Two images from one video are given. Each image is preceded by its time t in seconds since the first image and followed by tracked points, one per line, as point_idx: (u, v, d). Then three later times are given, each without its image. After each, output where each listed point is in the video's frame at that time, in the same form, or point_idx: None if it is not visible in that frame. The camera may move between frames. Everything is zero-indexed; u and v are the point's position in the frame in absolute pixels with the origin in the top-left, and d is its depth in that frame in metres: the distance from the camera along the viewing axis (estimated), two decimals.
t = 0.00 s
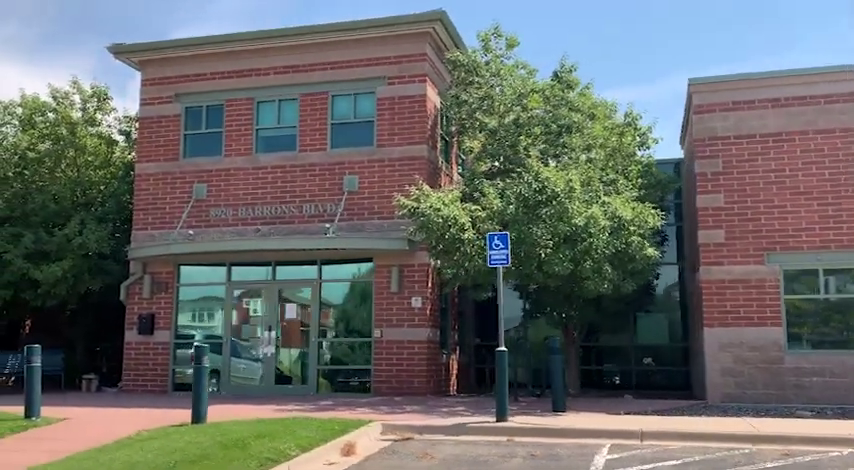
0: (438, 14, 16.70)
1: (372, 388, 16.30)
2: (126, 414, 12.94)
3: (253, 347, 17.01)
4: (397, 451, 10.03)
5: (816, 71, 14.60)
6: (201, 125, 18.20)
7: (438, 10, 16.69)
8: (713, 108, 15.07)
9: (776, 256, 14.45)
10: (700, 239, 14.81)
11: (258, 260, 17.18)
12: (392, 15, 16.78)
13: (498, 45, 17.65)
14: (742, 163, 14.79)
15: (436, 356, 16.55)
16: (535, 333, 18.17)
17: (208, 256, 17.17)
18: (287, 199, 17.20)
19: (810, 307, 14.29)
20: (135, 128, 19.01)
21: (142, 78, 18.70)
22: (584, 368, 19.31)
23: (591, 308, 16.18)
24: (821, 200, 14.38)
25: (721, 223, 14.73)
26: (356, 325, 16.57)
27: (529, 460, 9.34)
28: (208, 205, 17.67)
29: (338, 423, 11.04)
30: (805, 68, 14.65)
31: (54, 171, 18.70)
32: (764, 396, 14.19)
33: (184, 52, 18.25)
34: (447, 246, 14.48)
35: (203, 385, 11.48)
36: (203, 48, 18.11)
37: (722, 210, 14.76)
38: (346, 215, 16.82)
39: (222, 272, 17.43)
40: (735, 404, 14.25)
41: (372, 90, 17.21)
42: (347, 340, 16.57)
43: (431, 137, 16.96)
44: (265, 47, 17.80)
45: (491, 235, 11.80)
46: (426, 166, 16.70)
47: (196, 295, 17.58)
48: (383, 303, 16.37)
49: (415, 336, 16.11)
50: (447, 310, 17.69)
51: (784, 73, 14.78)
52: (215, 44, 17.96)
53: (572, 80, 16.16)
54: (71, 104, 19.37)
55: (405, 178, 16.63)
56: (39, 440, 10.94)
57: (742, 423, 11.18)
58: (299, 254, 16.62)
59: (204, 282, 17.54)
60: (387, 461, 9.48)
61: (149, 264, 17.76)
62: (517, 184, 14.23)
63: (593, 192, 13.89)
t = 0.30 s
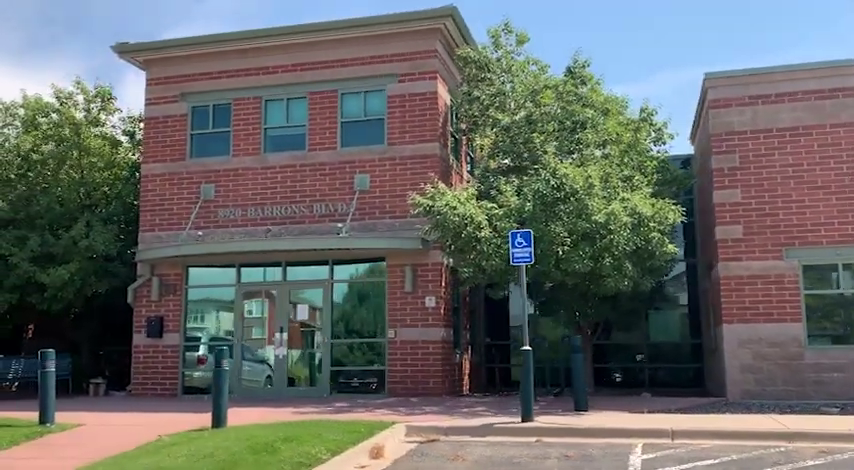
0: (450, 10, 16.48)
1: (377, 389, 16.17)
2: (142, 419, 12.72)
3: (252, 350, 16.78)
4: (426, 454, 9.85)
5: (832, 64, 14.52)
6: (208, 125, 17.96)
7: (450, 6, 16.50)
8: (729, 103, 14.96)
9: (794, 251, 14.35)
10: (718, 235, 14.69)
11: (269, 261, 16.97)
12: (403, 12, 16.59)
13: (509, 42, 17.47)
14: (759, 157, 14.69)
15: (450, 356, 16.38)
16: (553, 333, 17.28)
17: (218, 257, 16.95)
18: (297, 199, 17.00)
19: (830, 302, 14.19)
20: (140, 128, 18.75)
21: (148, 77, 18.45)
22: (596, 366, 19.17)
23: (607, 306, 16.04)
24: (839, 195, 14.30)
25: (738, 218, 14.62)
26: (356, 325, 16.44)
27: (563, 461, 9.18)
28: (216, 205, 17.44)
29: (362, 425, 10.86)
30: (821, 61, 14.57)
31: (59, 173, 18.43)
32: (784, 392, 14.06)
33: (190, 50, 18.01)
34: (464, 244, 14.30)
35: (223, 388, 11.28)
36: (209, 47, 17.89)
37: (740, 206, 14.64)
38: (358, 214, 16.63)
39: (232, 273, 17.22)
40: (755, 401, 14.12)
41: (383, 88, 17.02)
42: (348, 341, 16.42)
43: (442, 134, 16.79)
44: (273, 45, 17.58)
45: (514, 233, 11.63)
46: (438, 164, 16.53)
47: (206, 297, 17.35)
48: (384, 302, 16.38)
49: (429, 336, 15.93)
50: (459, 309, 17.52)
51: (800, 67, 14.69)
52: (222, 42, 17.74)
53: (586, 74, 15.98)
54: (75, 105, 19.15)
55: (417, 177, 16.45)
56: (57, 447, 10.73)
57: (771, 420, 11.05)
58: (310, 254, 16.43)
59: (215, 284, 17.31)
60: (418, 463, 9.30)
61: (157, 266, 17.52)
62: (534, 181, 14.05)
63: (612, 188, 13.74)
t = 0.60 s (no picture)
0: (459, 8, 16.33)
1: (375, 391, 16.10)
2: (152, 422, 12.45)
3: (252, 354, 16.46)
4: (450, 456, 9.66)
5: (846, 61, 14.45)
6: (212, 124, 17.69)
7: (460, 3, 16.33)
8: (742, 100, 14.84)
9: (810, 250, 14.25)
10: (733, 233, 14.57)
11: (276, 261, 16.74)
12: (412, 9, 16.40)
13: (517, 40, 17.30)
14: (774, 155, 14.58)
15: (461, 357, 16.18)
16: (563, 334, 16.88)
17: (223, 258, 16.70)
18: (304, 198, 16.79)
19: (846, 301, 14.08)
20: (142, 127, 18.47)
21: (150, 76, 18.17)
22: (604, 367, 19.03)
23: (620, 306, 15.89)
24: None
25: (753, 217, 14.50)
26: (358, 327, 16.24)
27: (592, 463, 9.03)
28: (221, 205, 17.19)
29: (382, 427, 10.64)
30: (836, 58, 14.52)
31: (60, 173, 18.13)
32: (801, 392, 13.95)
33: (193, 48, 17.74)
34: (477, 244, 14.10)
35: (238, 391, 11.04)
36: (213, 45, 17.63)
37: (755, 204, 14.52)
38: (366, 214, 16.42)
39: (238, 274, 16.98)
40: (772, 401, 13.99)
41: (391, 86, 16.81)
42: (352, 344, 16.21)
43: (451, 132, 16.61)
44: (279, 43, 17.36)
45: (533, 231, 11.39)
46: (448, 162, 16.33)
47: (212, 298, 17.07)
48: (382, 304, 16.24)
49: (440, 337, 15.73)
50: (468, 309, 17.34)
51: (813, 64, 14.60)
52: (226, 40, 17.49)
53: (597, 72, 15.82)
54: (76, 105, 18.90)
55: (427, 176, 16.25)
56: (69, 452, 10.46)
57: (797, 420, 10.91)
58: (318, 254, 16.20)
59: (221, 285, 17.04)
60: (444, 466, 9.11)
61: (161, 267, 17.24)
62: (549, 179, 13.89)
63: (628, 186, 13.59)
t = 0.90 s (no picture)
0: (469, 6, 16.13)
1: (373, 394, 15.93)
2: (164, 427, 12.19)
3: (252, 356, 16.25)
4: (477, 460, 9.48)
5: None
6: (217, 123, 17.43)
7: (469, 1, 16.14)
8: (757, 99, 14.73)
9: (826, 250, 14.16)
10: (748, 233, 14.46)
11: (283, 262, 16.51)
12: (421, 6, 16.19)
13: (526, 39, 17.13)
14: (789, 154, 14.49)
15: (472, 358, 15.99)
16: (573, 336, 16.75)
17: (230, 259, 16.45)
18: (312, 198, 16.57)
19: None
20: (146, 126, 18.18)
21: (153, 74, 17.87)
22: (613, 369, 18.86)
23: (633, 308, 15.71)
24: None
25: (768, 217, 14.40)
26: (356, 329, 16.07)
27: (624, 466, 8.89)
28: (227, 205, 16.94)
29: (403, 431, 10.44)
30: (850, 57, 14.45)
31: (61, 173, 17.82)
32: (818, 393, 13.86)
33: (198, 46, 17.47)
34: (491, 244, 13.92)
35: (254, 394, 10.80)
36: (218, 43, 17.37)
37: (770, 204, 14.42)
38: (375, 214, 16.21)
39: (245, 276, 16.75)
40: (788, 402, 13.89)
41: (400, 84, 16.61)
42: (354, 345, 16.01)
43: (461, 132, 16.44)
44: (285, 41, 17.13)
45: (554, 230, 11.22)
46: (458, 162, 16.14)
47: (219, 300, 16.83)
48: (375, 305, 16.10)
49: (451, 338, 15.54)
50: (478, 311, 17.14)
51: (827, 63, 14.53)
52: (231, 38, 17.25)
53: (609, 70, 15.66)
54: (77, 103, 18.59)
55: (437, 176, 16.06)
56: (83, 457, 10.20)
57: (822, 422, 10.80)
58: (326, 254, 15.99)
59: (227, 287, 16.80)
60: None
61: (166, 268, 16.97)
62: (565, 179, 13.73)
63: (645, 185, 13.43)
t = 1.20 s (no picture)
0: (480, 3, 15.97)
1: (370, 395, 15.71)
2: (176, 429, 11.96)
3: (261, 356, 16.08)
4: (503, 463, 9.32)
5: None
6: (224, 121, 17.19)
7: None
8: (771, 98, 14.65)
9: (841, 250, 14.08)
10: (763, 233, 14.37)
11: (292, 262, 16.29)
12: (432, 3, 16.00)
13: (537, 37, 17.00)
14: (804, 153, 14.42)
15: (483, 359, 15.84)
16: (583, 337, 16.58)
17: (237, 259, 16.22)
18: (321, 197, 16.37)
19: None
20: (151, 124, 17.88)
21: (158, 71, 17.62)
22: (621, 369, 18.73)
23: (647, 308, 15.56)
24: None
25: (783, 216, 14.33)
26: (358, 330, 15.89)
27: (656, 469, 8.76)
28: (234, 205, 16.71)
29: (425, 433, 10.27)
30: None
31: (64, 172, 17.58)
32: (834, 394, 13.78)
33: (204, 43, 17.23)
34: (506, 244, 13.75)
35: (273, 396, 10.59)
36: (225, 40, 17.14)
37: (784, 204, 14.36)
38: (385, 213, 16.03)
39: (253, 276, 16.52)
40: (804, 403, 13.80)
41: (410, 82, 16.43)
42: (361, 346, 15.82)
43: (472, 131, 16.28)
44: (293, 39, 16.92)
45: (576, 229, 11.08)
46: (469, 161, 15.98)
47: (227, 301, 16.61)
48: (369, 306, 15.99)
49: (463, 339, 15.36)
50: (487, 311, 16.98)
51: (842, 62, 14.47)
52: (237, 34, 17.03)
53: (622, 68, 15.53)
54: (80, 100, 18.33)
55: (448, 176, 15.90)
56: (97, 461, 9.97)
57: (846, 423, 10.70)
58: (336, 254, 15.79)
59: (234, 288, 16.57)
60: None
61: (172, 268, 16.72)
62: (581, 178, 13.56)
63: (662, 184, 13.29)
